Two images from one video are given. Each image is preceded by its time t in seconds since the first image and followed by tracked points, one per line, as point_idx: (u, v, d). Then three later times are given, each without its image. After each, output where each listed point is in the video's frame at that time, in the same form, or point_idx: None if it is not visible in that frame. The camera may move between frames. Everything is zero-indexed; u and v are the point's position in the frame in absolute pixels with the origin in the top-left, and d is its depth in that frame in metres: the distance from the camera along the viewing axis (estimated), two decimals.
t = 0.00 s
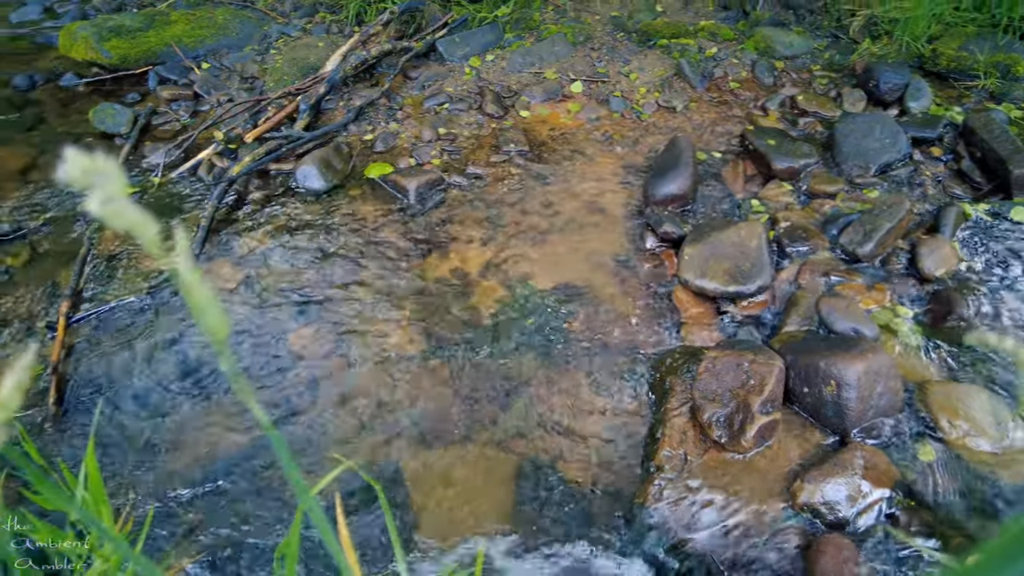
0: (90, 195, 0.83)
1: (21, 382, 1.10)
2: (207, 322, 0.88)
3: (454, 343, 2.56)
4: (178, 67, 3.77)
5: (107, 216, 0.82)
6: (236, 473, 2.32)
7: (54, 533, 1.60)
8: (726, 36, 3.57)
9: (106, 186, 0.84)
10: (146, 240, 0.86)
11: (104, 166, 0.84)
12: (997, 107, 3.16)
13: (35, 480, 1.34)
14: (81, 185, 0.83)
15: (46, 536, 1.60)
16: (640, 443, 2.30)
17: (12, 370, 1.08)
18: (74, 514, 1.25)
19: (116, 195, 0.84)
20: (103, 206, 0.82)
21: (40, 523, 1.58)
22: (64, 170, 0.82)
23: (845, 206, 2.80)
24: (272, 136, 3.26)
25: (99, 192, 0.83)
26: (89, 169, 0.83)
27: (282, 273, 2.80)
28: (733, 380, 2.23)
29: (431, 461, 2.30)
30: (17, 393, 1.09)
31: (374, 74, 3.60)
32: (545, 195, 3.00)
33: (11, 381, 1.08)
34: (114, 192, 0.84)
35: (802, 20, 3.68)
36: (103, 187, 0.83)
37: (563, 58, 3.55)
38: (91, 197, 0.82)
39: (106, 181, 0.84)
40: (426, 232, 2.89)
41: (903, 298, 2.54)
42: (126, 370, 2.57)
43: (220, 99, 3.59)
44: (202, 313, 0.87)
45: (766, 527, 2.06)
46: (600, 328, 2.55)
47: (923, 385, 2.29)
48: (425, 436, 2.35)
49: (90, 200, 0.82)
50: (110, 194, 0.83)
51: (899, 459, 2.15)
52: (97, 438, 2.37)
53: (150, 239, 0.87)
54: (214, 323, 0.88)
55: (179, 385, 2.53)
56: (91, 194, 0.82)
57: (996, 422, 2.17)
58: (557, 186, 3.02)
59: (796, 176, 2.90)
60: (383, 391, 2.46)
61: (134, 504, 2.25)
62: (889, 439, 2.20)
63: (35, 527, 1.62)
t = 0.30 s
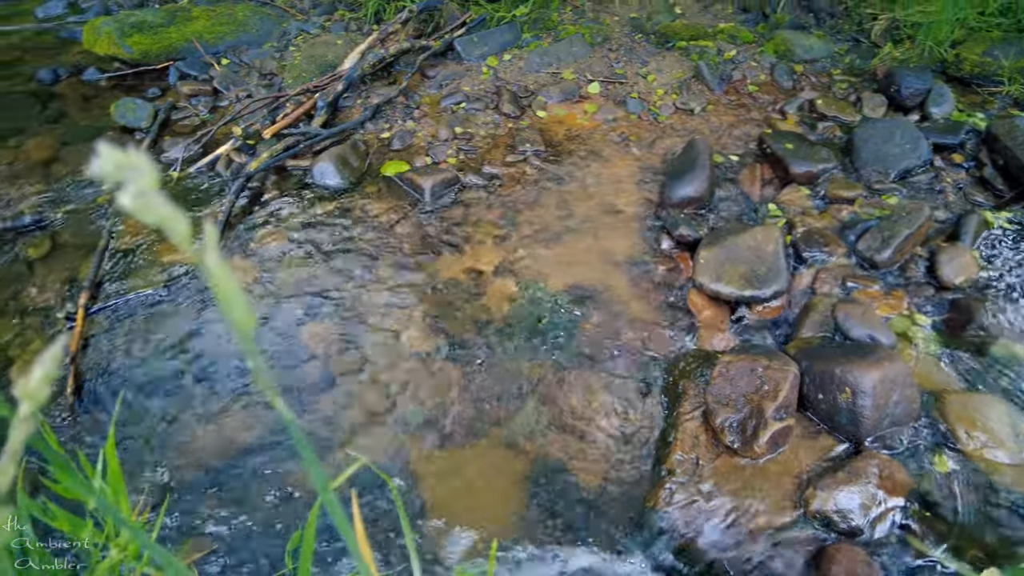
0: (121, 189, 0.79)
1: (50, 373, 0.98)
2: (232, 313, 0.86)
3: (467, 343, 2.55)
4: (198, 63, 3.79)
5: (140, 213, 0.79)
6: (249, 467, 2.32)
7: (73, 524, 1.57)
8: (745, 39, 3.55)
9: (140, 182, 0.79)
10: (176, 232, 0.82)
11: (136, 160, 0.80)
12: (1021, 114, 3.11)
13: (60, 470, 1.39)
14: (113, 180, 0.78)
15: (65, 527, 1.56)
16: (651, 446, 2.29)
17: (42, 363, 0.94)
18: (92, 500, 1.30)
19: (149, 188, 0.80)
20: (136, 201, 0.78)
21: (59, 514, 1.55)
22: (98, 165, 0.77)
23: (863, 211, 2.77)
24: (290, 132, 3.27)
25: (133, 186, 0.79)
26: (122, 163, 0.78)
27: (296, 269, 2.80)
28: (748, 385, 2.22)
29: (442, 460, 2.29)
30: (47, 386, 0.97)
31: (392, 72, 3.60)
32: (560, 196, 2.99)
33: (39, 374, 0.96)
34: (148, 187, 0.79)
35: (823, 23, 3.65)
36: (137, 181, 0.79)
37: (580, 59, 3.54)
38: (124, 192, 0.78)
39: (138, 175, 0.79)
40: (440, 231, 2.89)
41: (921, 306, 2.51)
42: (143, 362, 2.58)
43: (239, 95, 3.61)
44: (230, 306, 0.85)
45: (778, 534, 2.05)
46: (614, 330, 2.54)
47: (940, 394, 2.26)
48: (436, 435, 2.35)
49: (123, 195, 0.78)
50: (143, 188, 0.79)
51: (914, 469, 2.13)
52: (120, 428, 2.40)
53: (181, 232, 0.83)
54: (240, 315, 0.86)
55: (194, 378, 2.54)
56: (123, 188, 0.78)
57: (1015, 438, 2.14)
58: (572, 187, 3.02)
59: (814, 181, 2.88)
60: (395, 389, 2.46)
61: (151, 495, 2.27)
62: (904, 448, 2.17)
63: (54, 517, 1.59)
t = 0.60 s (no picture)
0: (154, 182, 0.77)
1: (82, 359, 0.97)
2: (261, 306, 0.84)
3: (480, 342, 2.55)
4: (217, 59, 3.82)
5: (173, 205, 0.77)
6: (261, 461, 2.33)
7: (93, 511, 1.57)
8: (764, 41, 3.53)
9: (173, 175, 0.77)
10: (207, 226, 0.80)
11: (169, 153, 0.78)
12: None
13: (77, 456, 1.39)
14: (146, 172, 0.77)
15: (85, 514, 1.56)
16: (662, 448, 2.28)
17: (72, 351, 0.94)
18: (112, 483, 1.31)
19: (182, 182, 0.78)
20: (169, 193, 0.77)
21: (80, 501, 1.55)
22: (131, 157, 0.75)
23: (881, 217, 2.74)
24: (307, 129, 3.28)
25: (166, 178, 0.76)
26: (155, 156, 0.76)
27: (311, 266, 2.81)
28: (761, 389, 2.21)
29: (453, 459, 2.29)
30: (78, 372, 0.96)
31: (409, 71, 3.60)
32: (575, 196, 2.98)
33: (71, 360, 0.95)
34: (181, 179, 0.77)
35: (843, 26, 3.62)
36: (170, 173, 0.77)
37: (597, 59, 3.53)
38: (157, 183, 0.76)
39: (172, 167, 0.77)
40: (454, 229, 2.89)
41: (938, 313, 2.49)
42: (158, 353, 2.60)
43: (258, 91, 3.63)
44: (259, 300, 0.83)
45: (790, 539, 2.03)
46: (627, 332, 2.54)
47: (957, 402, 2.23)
48: (447, 433, 2.35)
49: (156, 187, 0.76)
50: (177, 180, 0.77)
51: (928, 478, 2.11)
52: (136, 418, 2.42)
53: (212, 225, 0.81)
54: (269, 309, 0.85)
55: (208, 370, 2.55)
56: (156, 180, 0.76)
57: None
58: (587, 187, 3.01)
59: (831, 185, 2.85)
60: (407, 387, 2.46)
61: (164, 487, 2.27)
62: (919, 456, 2.15)
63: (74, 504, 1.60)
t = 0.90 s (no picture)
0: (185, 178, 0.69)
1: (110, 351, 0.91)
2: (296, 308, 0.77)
3: (491, 341, 2.55)
4: (235, 55, 3.84)
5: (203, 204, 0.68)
6: (272, 456, 2.33)
7: (112, 502, 1.55)
8: (782, 44, 3.51)
9: (205, 171, 0.68)
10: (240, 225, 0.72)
11: (200, 146, 0.69)
12: None
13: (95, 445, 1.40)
14: (175, 168, 0.68)
15: (104, 504, 1.54)
16: (673, 452, 2.27)
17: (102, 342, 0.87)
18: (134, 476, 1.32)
19: (214, 177, 0.69)
20: (200, 190, 0.68)
21: (100, 492, 1.53)
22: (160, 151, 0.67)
23: (897, 223, 2.72)
24: (322, 126, 3.29)
25: (197, 175, 0.68)
26: (185, 148, 0.68)
27: (324, 263, 2.82)
28: (774, 395, 2.19)
29: (463, 458, 2.29)
30: (108, 364, 0.90)
31: (424, 69, 3.61)
32: (589, 197, 2.98)
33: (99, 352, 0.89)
34: (214, 175, 0.69)
35: (862, 29, 3.60)
36: (201, 169, 0.68)
37: (613, 60, 3.52)
38: (187, 180, 0.67)
39: (205, 164, 0.69)
40: (468, 228, 2.89)
41: (955, 321, 2.46)
42: (173, 347, 2.61)
43: (274, 88, 3.64)
44: (295, 300, 0.77)
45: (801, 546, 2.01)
46: (639, 333, 2.53)
47: (973, 412, 2.21)
48: (457, 433, 2.34)
49: (186, 184, 0.67)
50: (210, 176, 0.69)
51: (943, 487, 2.08)
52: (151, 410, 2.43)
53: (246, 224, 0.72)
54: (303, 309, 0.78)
55: (221, 364, 2.56)
56: (187, 176, 0.68)
57: None
58: (601, 188, 3.00)
59: (848, 190, 2.83)
60: (419, 385, 2.46)
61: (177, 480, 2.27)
62: (933, 465, 2.13)
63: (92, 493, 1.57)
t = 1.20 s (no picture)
0: (213, 175, 0.71)
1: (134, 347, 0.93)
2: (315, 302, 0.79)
3: (502, 341, 2.54)
4: (251, 53, 3.85)
5: (233, 201, 0.71)
6: (281, 452, 2.33)
7: (128, 495, 1.55)
8: (799, 47, 3.49)
9: (233, 168, 0.71)
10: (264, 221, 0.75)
11: (228, 145, 0.72)
12: None
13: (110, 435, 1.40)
14: (206, 166, 0.71)
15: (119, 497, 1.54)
16: (682, 455, 2.25)
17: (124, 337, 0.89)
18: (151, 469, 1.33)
19: (241, 175, 0.72)
20: (229, 188, 0.71)
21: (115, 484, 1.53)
22: (191, 149, 0.70)
23: (913, 228, 2.70)
24: (337, 124, 3.30)
25: (225, 172, 0.71)
26: (215, 148, 0.71)
27: (337, 261, 2.82)
28: (786, 400, 2.18)
29: (471, 456, 2.28)
30: (130, 359, 0.92)
31: (439, 69, 3.61)
32: (602, 198, 2.97)
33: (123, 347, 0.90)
34: (242, 173, 0.72)
35: (880, 33, 3.57)
36: (230, 166, 0.71)
37: (628, 61, 3.50)
38: (217, 177, 0.70)
39: (234, 161, 0.72)
40: (480, 228, 2.89)
41: (971, 329, 2.43)
42: (185, 341, 2.62)
43: (290, 85, 3.65)
44: (314, 296, 0.79)
45: (811, 553, 1.99)
46: (650, 336, 2.52)
47: (989, 421, 2.18)
48: (466, 432, 2.34)
49: (216, 180, 0.70)
50: (237, 173, 0.72)
51: (957, 497, 2.06)
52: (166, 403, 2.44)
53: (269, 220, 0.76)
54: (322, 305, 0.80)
55: (233, 359, 2.57)
56: (216, 173, 0.71)
57: None
58: (614, 190, 2.99)
59: (863, 195, 2.81)
60: (429, 384, 2.46)
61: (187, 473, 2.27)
62: (947, 474, 2.11)
63: (108, 485, 1.57)
